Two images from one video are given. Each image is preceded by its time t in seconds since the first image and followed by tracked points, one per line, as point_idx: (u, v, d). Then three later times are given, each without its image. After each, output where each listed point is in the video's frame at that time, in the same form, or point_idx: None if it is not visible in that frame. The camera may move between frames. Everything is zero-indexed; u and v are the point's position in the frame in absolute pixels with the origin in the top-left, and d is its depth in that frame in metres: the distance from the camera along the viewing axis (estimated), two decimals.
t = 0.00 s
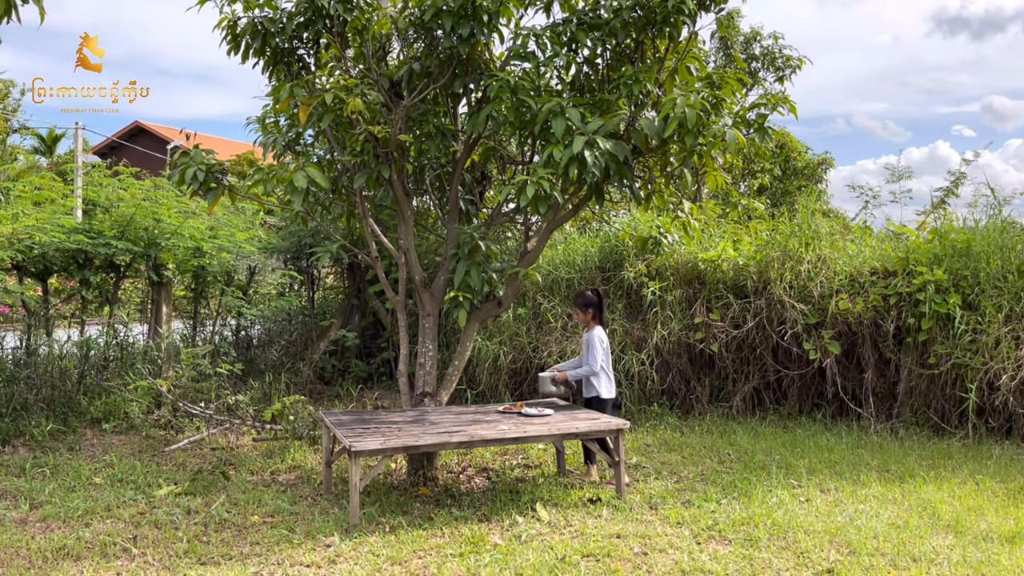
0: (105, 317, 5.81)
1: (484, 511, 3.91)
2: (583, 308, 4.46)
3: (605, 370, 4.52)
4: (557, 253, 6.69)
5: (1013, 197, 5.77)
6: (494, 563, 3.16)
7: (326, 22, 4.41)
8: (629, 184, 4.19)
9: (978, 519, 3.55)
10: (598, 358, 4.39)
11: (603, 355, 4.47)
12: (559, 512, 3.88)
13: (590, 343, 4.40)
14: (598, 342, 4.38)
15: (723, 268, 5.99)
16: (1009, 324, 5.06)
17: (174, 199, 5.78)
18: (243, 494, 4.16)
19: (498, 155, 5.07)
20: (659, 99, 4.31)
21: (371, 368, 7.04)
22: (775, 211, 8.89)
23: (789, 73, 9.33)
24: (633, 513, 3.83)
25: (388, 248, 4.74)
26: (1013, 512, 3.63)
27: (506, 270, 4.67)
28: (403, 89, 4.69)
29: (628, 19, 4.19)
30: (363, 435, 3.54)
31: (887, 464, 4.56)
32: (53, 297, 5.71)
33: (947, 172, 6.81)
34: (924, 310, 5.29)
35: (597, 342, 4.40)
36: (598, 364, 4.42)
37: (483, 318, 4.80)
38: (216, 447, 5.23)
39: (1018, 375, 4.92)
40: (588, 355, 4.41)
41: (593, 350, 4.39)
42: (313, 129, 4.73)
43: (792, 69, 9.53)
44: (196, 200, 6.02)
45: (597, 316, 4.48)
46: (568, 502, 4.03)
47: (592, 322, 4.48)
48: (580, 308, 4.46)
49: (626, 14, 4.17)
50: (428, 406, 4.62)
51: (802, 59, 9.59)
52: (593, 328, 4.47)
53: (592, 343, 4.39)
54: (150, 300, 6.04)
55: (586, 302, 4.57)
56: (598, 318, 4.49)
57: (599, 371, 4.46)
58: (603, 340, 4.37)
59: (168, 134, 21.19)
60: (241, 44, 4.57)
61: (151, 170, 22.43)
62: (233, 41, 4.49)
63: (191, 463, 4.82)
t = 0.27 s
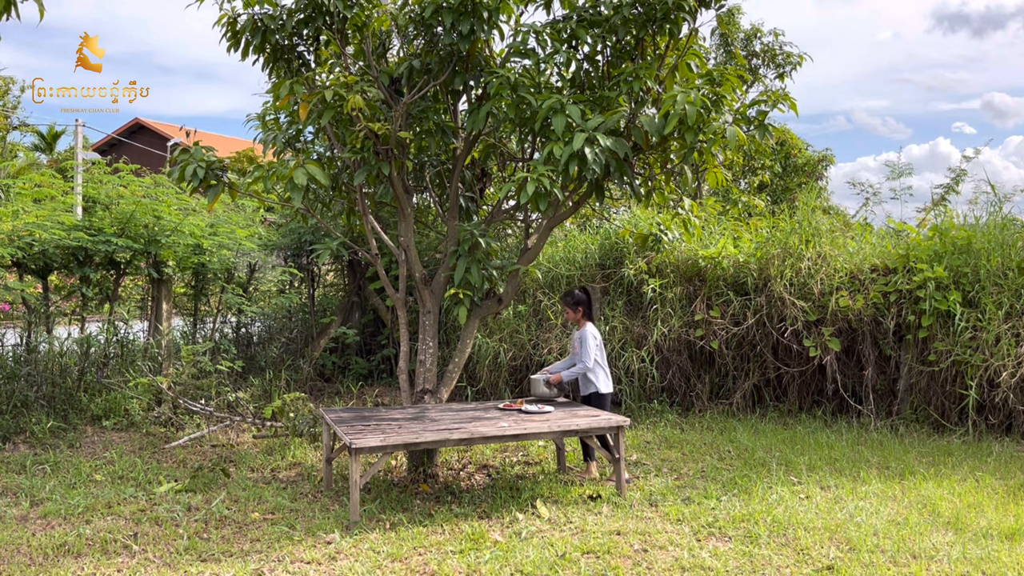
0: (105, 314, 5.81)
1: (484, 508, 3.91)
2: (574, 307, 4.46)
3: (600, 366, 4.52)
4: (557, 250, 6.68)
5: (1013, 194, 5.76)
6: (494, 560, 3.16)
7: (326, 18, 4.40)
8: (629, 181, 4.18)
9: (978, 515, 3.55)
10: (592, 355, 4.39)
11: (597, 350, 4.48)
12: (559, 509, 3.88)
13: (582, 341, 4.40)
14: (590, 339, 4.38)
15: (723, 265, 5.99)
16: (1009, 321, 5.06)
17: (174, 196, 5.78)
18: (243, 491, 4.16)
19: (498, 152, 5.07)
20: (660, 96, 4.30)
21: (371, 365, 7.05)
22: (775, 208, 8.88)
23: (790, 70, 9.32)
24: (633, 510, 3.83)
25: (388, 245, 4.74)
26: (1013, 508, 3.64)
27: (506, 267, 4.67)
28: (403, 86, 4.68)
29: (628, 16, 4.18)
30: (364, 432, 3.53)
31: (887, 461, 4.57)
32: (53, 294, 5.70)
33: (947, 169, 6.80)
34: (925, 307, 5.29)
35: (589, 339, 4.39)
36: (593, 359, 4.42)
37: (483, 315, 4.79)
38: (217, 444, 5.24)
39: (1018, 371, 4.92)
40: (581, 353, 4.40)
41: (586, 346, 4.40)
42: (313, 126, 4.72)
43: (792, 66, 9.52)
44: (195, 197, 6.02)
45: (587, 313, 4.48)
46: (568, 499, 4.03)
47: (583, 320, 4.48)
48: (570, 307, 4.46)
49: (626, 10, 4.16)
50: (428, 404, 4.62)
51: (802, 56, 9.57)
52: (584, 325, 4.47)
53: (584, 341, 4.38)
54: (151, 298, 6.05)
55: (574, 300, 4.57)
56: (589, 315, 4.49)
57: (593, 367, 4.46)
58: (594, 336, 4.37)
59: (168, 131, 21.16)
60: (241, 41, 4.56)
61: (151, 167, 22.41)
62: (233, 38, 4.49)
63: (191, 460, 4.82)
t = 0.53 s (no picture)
0: (105, 312, 5.80)
1: (484, 506, 3.91)
2: (567, 307, 4.47)
3: (597, 363, 4.52)
4: (557, 248, 6.68)
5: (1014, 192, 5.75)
6: (494, 558, 3.17)
7: (326, 16, 4.40)
8: (629, 179, 4.17)
9: (978, 513, 3.55)
10: (587, 353, 4.38)
11: (593, 348, 4.48)
12: (559, 507, 3.88)
13: (577, 340, 4.40)
14: (585, 337, 4.38)
15: (723, 263, 5.98)
16: (1009, 319, 5.05)
17: (174, 194, 5.78)
18: (243, 489, 4.16)
19: (498, 150, 5.07)
20: (660, 94, 4.30)
21: (372, 362, 7.05)
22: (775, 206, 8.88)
23: (790, 68, 9.31)
24: (633, 508, 3.84)
25: (388, 244, 4.74)
26: (1013, 506, 3.64)
27: (506, 265, 4.66)
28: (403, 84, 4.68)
29: (628, 14, 4.17)
30: (364, 430, 3.53)
31: (887, 459, 4.57)
32: (53, 291, 5.67)
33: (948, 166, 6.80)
34: (925, 305, 5.29)
35: (583, 338, 4.39)
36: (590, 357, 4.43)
37: (483, 313, 4.79)
38: (217, 442, 5.24)
39: (1018, 369, 4.91)
40: (577, 352, 4.40)
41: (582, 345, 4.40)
42: (313, 124, 4.72)
43: (792, 63, 9.51)
44: (195, 195, 6.01)
45: (581, 312, 4.49)
46: (568, 497, 4.03)
47: (577, 319, 4.49)
48: (564, 306, 4.48)
49: (626, 8, 4.16)
50: (428, 402, 4.62)
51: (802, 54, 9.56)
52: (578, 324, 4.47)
53: (579, 339, 4.38)
54: (151, 296, 6.05)
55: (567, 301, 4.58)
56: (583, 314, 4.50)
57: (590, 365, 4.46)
58: (589, 334, 4.36)
59: (168, 129, 21.15)
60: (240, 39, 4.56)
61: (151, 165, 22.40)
62: (233, 36, 4.49)
63: (192, 458, 4.83)
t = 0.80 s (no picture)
0: (105, 311, 5.80)
1: (485, 505, 3.91)
2: (565, 305, 4.46)
3: (596, 360, 4.52)
4: (557, 247, 6.68)
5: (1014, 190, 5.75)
6: (494, 556, 3.17)
7: (326, 14, 4.39)
8: (629, 177, 4.17)
9: (978, 511, 3.55)
10: (587, 350, 4.39)
11: (590, 345, 4.47)
12: (560, 505, 3.88)
13: (576, 337, 4.39)
14: (583, 335, 4.38)
15: (723, 262, 5.98)
16: (1009, 317, 5.05)
17: (174, 193, 5.78)
18: (243, 487, 4.17)
19: (498, 148, 5.06)
20: (660, 92, 4.29)
21: (372, 361, 7.05)
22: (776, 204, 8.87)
23: (790, 66, 9.30)
24: (633, 506, 3.84)
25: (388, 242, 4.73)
26: (1013, 504, 3.64)
27: (506, 264, 4.66)
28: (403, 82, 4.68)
29: (628, 12, 4.17)
30: (364, 428, 3.54)
31: (887, 457, 4.57)
32: (53, 290, 5.67)
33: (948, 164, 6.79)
34: (925, 304, 5.29)
35: (582, 335, 4.39)
36: (588, 354, 4.42)
37: (483, 311, 4.79)
38: (217, 441, 5.24)
39: (1018, 368, 4.91)
40: (576, 349, 4.40)
41: (580, 342, 4.39)
42: (313, 123, 4.72)
43: (792, 62, 9.50)
44: (195, 194, 6.01)
45: (578, 310, 4.48)
46: (568, 495, 4.03)
47: (575, 317, 4.48)
48: (561, 304, 4.47)
49: (626, 6, 4.15)
50: (428, 400, 4.62)
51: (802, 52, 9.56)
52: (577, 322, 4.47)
53: (578, 337, 4.38)
54: (151, 294, 6.06)
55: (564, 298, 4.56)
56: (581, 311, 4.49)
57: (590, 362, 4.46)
58: (588, 331, 4.37)
59: (167, 127, 21.13)
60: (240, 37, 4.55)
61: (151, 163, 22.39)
62: (233, 34, 4.48)
63: (192, 456, 4.83)
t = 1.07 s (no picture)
0: (105, 310, 5.80)
1: (485, 503, 3.92)
2: (565, 302, 4.47)
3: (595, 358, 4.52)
4: (557, 245, 6.68)
5: (1014, 189, 5.74)
6: (494, 555, 3.17)
7: (326, 13, 4.39)
8: (629, 176, 4.17)
9: (977, 510, 3.55)
10: (588, 348, 4.40)
11: (591, 343, 4.48)
12: (559, 504, 3.88)
13: (578, 335, 4.39)
14: (585, 333, 4.38)
15: (723, 260, 5.98)
16: (1009, 315, 5.05)
17: (174, 191, 5.78)
18: (244, 486, 4.17)
19: (498, 147, 5.06)
20: (660, 91, 4.29)
21: (371, 360, 7.05)
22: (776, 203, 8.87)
23: (790, 65, 9.30)
24: (633, 505, 3.84)
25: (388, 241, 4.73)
26: (1012, 503, 3.64)
27: (506, 262, 4.66)
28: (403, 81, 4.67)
29: (628, 11, 4.16)
30: (365, 427, 3.54)
31: (887, 455, 4.57)
32: (53, 289, 5.68)
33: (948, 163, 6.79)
34: (925, 302, 5.29)
35: (584, 333, 4.39)
36: (589, 352, 4.44)
37: (483, 310, 4.79)
38: (217, 440, 5.24)
39: (1018, 366, 4.91)
40: (578, 347, 4.40)
41: (581, 340, 4.39)
42: (313, 121, 4.71)
43: (792, 60, 9.50)
44: (195, 192, 6.01)
45: (579, 308, 4.48)
46: (568, 494, 4.04)
47: (576, 314, 4.48)
48: (561, 301, 4.48)
49: (626, 5, 4.14)
50: (428, 399, 4.62)
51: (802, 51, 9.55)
52: (578, 319, 4.47)
53: (580, 335, 4.38)
54: (151, 293, 6.06)
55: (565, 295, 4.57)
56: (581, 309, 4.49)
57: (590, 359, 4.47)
58: (590, 330, 4.37)
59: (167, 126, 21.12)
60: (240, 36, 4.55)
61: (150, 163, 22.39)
62: (233, 33, 4.48)
63: (192, 455, 4.83)
